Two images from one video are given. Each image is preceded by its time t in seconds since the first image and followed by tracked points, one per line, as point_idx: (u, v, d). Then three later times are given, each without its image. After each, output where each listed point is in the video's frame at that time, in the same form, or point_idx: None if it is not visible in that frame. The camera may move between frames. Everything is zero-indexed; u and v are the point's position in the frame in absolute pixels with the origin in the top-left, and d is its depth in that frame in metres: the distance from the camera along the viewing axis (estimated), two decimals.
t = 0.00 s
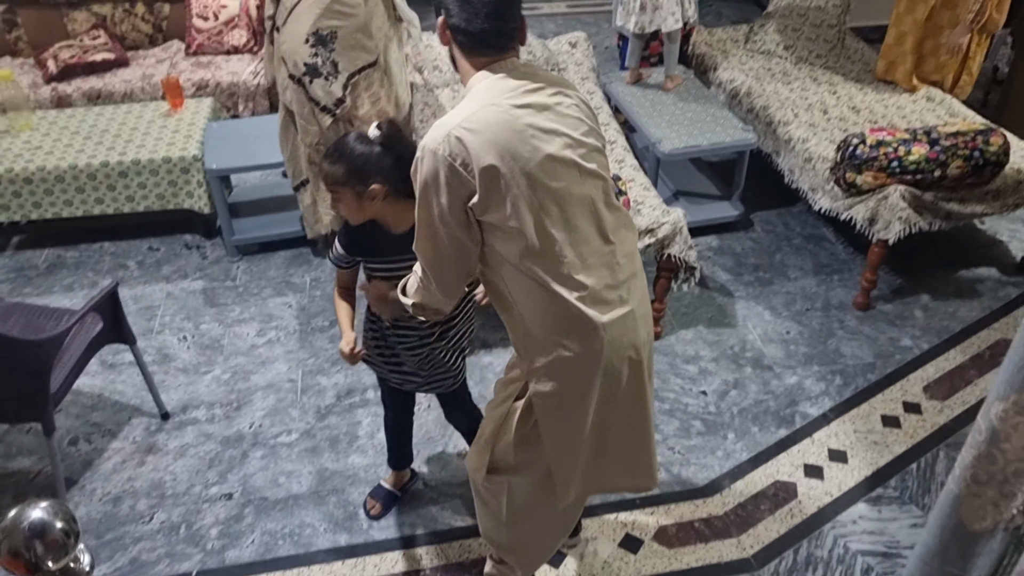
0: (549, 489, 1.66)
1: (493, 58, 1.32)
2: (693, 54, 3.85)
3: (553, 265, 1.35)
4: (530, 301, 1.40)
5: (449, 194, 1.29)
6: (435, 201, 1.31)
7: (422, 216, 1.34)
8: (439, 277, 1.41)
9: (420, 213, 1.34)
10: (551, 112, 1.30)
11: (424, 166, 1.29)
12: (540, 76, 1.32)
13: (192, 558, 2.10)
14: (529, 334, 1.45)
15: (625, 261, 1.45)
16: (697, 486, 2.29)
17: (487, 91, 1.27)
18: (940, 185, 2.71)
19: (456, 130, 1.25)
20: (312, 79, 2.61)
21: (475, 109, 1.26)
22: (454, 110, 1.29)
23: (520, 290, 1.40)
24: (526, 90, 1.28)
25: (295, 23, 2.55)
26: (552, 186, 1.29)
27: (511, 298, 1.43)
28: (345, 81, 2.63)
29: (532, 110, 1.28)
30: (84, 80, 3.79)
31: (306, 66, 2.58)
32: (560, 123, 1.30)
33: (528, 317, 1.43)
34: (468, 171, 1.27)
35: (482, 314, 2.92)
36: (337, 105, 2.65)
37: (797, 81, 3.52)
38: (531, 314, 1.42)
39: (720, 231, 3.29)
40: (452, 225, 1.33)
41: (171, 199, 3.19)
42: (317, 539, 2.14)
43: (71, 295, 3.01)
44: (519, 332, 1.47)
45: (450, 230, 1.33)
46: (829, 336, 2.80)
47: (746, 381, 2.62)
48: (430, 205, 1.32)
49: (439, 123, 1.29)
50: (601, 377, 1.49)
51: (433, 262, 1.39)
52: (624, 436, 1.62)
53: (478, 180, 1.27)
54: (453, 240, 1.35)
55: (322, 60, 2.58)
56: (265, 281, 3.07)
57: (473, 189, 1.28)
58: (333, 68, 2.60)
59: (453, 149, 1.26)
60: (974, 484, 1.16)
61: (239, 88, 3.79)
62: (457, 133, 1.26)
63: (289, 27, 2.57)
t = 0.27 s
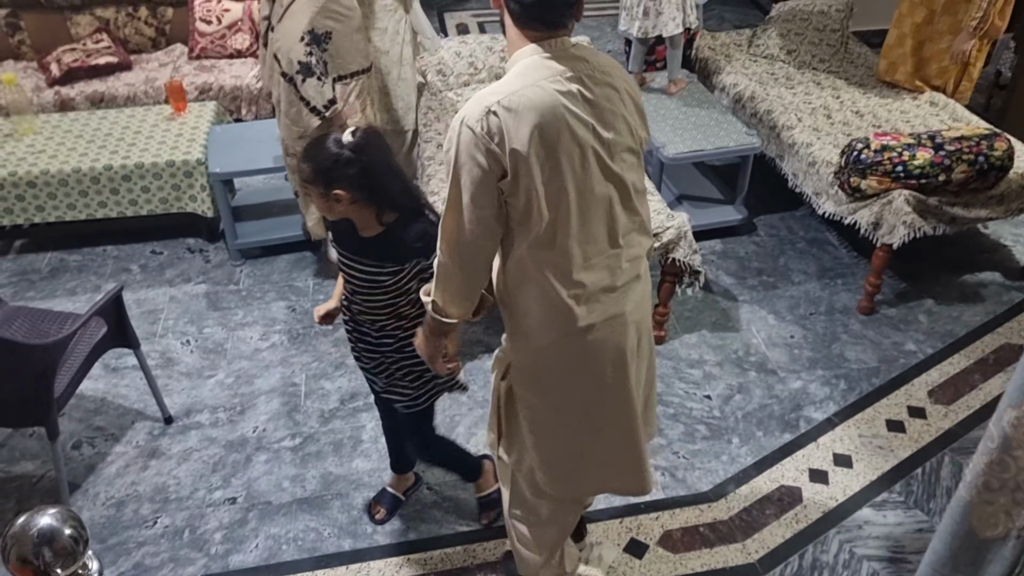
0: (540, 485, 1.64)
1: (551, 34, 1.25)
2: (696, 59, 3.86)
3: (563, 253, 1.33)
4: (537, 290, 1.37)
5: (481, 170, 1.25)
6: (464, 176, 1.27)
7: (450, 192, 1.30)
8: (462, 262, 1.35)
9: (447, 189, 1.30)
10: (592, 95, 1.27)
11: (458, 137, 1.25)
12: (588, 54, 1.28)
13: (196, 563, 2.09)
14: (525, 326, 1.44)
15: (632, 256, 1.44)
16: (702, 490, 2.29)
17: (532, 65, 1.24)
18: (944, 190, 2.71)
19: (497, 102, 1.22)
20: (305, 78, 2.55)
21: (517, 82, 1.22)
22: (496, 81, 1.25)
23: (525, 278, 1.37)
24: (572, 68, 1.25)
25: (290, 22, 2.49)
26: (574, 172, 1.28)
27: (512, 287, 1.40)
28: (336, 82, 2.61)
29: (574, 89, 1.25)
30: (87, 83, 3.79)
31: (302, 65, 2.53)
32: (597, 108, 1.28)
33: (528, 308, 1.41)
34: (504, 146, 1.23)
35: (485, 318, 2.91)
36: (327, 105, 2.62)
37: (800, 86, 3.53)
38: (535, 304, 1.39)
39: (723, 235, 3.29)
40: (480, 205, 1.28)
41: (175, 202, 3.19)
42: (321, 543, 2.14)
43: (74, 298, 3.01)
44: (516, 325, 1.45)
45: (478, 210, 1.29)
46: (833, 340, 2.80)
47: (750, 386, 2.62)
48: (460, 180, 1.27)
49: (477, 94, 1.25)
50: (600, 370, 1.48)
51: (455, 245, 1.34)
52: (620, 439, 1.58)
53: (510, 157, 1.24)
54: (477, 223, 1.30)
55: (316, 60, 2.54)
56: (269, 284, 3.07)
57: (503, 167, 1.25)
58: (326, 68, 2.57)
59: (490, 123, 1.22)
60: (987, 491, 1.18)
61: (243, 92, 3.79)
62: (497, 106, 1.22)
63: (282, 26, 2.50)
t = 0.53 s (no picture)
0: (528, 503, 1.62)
1: (575, 47, 1.21)
2: (698, 63, 3.86)
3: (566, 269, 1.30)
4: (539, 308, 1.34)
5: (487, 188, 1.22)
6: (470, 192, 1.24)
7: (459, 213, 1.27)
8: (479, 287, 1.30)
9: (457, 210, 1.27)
10: (611, 105, 1.21)
11: (464, 153, 1.22)
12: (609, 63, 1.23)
13: (197, 567, 2.08)
14: (524, 341, 1.41)
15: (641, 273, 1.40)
16: (704, 495, 2.28)
17: (547, 77, 1.20)
18: (947, 194, 2.71)
19: (505, 119, 1.18)
20: (311, 92, 2.48)
21: (527, 95, 1.18)
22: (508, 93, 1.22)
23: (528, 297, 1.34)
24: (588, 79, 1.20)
25: (291, 38, 2.41)
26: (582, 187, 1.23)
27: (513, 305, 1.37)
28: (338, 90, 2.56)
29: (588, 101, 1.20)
30: (88, 86, 3.79)
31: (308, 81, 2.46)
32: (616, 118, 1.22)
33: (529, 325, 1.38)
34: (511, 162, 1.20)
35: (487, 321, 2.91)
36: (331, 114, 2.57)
37: (802, 90, 3.53)
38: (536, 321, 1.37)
39: (725, 238, 3.29)
40: (489, 224, 1.25)
41: (176, 205, 3.18)
42: (324, 547, 2.13)
43: (75, 301, 3.01)
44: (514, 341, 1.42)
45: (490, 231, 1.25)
46: (836, 344, 2.79)
47: (753, 390, 2.61)
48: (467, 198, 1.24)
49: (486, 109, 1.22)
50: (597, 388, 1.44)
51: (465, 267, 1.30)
52: (612, 463, 1.54)
53: (516, 174, 1.20)
54: (488, 245, 1.26)
55: (321, 73, 2.49)
56: (270, 287, 3.07)
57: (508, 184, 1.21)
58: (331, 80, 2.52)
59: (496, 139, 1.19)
60: (994, 497, 1.18)
61: (244, 95, 3.79)
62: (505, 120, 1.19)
63: (283, 42, 2.43)
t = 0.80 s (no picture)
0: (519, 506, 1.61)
1: (595, 58, 1.18)
2: (698, 65, 3.87)
3: (560, 279, 1.27)
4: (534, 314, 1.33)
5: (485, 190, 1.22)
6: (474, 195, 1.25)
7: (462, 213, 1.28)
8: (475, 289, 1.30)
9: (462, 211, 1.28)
10: (620, 118, 1.17)
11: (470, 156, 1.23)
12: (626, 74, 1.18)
13: (197, 568, 2.08)
14: (522, 347, 1.40)
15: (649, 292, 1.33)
16: (705, 497, 2.28)
17: (558, 85, 1.18)
18: (947, 196, 2.71)
19: (507, 126, 1.18)
20: (304, 116, 2.51)
21: (531, 102, 1.17)
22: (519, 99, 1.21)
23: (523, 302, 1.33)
24: (597, 90, 1.17)
25: (277, 62, 2.48)
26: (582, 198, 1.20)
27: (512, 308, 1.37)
28: (335, 103, 2.54)
29: (593, 112, 1.16)
30: (89, 87, 3.79)
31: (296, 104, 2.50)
32: (626, 132, 1.17)
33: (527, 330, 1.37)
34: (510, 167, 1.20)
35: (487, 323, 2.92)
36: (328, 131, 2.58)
37: (802, 92, 3.54)
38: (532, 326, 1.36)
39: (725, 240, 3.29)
40: (486, 226, 1.25)
41: (176, 206, 3.18)
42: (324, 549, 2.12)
43: (75, 302, 3.00)
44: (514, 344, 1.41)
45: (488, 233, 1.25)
46: (836, 346, 2.80)
47: (753, 392, 2.61)
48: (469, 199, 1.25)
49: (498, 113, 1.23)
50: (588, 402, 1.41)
51: (464, 267, 1.31)
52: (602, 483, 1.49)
53: (514, 181, 1.20)
54: (485, 248, 1.26)
55: (311, 93, 2.50)
56: (270, 288, 3.07)
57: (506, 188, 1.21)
58: (324, 97, 2.51)
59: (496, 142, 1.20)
60: (996, 500, 1.18)
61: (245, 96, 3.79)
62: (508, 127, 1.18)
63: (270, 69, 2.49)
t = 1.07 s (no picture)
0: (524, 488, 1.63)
1: (646, 58, 1.15)
2: (698, 66, 3.87)
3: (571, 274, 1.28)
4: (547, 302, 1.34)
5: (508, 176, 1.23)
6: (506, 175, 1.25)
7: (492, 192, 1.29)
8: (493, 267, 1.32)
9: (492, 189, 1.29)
10: (647, 126, 1.14)
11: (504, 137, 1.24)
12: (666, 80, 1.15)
13: (197, 570, 2.07)
14: (539, 332, 1.42)
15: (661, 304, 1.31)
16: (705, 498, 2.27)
17: (601, 80, 1.15)
18: (947, 197, 2.71)
19: (544, 111, 1.17)
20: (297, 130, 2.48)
21: (562, 95, 1.16)
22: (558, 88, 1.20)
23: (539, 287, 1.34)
24: (630, 94, 1.14)
25: (269, 76, 2.41)
26: (597, 198, 1.19)
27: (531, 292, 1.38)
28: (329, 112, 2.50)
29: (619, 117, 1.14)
30: (88, 88, 3.79)
31: (296, 117, 2.44)
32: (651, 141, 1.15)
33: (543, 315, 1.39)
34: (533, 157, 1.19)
35: (487, 324, 2.92)
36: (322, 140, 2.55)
37: (802, 92, 3.54)
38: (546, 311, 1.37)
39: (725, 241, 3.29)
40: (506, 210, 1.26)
41: (176, 208, 3.18)
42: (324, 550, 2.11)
43: (74, 303, 3.00)
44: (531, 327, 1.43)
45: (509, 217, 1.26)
46: (836, 347, 2.79)
47: (753, 393, 2.61)
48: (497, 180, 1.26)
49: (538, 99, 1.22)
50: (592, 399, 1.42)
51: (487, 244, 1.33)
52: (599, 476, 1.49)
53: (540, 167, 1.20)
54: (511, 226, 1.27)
55: (306, 108, 2.46)
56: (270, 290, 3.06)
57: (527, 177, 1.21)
58: (318, 112, 2.48)
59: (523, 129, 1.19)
60: (996, 501, 1.18)
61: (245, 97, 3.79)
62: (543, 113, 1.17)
63: (261, 83, 2.43)
